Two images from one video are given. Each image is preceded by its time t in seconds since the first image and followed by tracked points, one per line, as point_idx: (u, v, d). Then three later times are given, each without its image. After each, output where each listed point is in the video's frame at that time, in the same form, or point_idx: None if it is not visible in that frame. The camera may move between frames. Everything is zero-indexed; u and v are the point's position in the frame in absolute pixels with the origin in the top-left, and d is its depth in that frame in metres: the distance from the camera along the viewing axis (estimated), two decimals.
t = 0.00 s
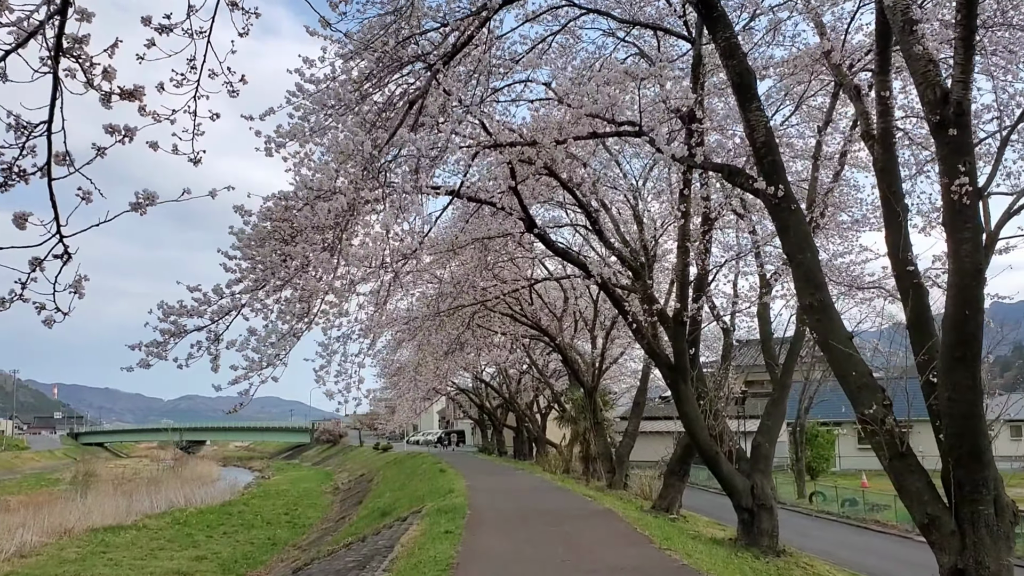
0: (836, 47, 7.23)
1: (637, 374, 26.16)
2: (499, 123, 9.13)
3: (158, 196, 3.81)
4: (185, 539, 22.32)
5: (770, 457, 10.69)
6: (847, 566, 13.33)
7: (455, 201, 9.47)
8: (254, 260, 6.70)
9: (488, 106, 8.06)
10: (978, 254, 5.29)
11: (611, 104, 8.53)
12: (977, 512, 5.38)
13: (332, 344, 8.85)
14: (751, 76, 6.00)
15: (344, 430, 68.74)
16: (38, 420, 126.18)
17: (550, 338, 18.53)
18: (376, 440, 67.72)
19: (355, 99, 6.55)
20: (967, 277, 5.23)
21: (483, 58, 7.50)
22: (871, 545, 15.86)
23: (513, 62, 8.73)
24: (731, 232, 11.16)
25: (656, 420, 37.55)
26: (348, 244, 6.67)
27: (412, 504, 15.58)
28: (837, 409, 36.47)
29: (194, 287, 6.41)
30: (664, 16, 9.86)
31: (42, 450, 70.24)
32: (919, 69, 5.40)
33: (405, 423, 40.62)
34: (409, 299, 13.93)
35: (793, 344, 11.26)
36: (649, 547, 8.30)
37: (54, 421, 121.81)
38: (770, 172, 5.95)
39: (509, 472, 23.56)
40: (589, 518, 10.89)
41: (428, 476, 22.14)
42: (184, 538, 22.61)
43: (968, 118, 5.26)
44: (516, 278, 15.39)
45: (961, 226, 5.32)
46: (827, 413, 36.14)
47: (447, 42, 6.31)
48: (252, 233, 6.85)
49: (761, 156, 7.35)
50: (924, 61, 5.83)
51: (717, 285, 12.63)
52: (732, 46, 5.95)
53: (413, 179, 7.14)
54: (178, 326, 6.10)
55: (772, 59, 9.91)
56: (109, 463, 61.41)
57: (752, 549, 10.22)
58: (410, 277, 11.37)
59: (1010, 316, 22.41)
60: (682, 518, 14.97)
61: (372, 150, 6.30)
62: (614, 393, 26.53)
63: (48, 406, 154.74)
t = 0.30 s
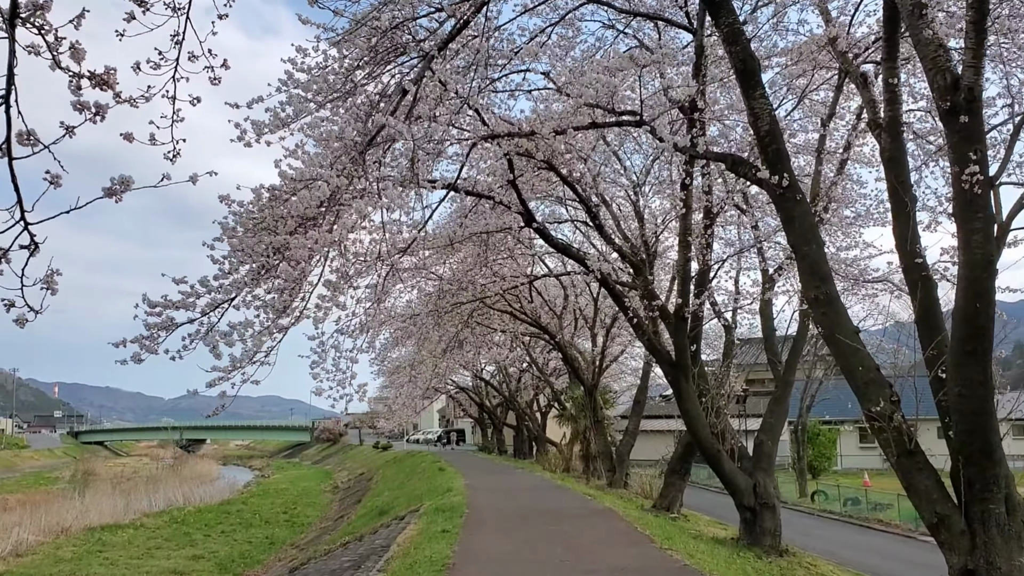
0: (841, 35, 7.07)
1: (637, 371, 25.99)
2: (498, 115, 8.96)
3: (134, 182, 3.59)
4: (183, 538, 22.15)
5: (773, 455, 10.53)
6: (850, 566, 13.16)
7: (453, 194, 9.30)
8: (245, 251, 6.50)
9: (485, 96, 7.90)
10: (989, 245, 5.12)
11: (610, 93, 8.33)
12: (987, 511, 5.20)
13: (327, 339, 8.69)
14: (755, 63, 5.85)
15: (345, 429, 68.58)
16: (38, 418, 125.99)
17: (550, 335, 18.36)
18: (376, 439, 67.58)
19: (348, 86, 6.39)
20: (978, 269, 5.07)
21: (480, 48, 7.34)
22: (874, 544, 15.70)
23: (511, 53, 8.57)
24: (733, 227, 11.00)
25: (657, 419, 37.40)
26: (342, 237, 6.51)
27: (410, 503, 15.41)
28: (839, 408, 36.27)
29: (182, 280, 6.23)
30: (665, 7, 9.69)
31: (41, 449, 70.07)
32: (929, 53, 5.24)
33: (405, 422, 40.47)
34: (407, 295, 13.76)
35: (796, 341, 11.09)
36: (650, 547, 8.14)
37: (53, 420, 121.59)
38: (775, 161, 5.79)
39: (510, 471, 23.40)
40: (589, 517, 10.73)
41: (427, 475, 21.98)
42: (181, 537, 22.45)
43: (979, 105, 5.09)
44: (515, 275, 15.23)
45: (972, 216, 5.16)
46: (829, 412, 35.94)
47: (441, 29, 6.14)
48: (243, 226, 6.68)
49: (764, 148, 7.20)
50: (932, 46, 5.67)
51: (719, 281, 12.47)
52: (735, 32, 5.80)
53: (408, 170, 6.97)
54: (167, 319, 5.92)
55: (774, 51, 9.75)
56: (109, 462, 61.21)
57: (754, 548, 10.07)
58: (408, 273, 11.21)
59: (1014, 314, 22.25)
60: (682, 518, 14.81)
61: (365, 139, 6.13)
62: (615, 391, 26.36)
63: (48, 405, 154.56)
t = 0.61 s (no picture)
0: (850, 28, 6.89)
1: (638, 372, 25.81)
2: (498, 111, 8.78)
3: (105, 176, 3.46)
4: (180, 539, 21.98)
5: (778, 457, 10.37)
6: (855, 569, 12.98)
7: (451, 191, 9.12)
8: (237, 248, 6.33)
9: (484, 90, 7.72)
10: (1006, 242, 4.95)
11: (612, 86, 8.16)
12: (1004, 517, 5.02)
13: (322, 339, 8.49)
14: (763, 54, 5.68)
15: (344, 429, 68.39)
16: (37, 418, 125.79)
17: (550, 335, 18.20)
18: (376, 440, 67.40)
19: (343, 78, 6.22)
20: (994, 267, 4.90)
21: (480, 41, 7.17)
22: (878, 547, 15.52)
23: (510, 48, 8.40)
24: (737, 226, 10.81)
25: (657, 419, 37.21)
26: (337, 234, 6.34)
27: (408, 505, 15.23)
28: (840, 407, 35.95)
29: (171, 275, 6.00)
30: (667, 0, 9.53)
31: (40, 449, 69.89)
32: (943, 44, 5.08)
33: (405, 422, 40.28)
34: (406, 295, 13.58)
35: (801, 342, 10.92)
36: (654, 552, 7.98)
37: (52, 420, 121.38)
38: (784, 156, 5.64)
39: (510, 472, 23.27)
40: (591, 520, 10.57)
41: (427, 476, 21.83)
42: (179, 538, 22.25)
43: (996, 98, 4.92)
44: (516, 274, 15.05)
45: (988, 212, 4.99)
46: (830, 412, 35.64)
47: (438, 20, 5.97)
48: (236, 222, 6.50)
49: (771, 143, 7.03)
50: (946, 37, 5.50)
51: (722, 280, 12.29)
52: (743, 23, 5.65)
53: (406, 166, 6.80)
54: (155, 317, 5.72)
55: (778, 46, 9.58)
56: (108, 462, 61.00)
57: (759, 552, 9.91)
58: (405, 272, 11.03)
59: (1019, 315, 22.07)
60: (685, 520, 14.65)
61: (360, 133, 5.97)
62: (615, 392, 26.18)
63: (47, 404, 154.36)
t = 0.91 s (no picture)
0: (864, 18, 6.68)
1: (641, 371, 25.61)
2: (501, 106, 8.59)
3: (72, 155, 3.20)
4: (179, 540, 21.77)
5: (786, 459, 10.18)
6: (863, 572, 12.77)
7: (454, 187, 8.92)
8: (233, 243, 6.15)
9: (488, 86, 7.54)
10: None
11: (620, 80, 7.95)
12: None
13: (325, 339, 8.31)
14: (777, 43, 5.52)
15: (346, 430, 68.24)
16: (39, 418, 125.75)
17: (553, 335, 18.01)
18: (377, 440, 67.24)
19: (342, 68, 6.04)
20: (1018, 262, 4.71)
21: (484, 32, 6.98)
22: (884, 549, 15.32)
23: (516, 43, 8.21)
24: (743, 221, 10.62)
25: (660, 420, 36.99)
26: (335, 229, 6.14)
27: (409, 507, 15.03)
28: (845, 407, 35.73)
29: (165, 270, 5.80)
30: None
31: (40, 449, 69.68)
32: (965, 31, 4.91)
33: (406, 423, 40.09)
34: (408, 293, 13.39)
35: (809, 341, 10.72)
36: (661, 557, 7.78)
37: (54, 420, 121.38)
38: (797, 148, 5.47)
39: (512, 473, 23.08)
40: (596, 523, 10.40)
41: (428, 476, 21.68)
42: (178, 539, 22.05)
43: (1021, 85, 4.72)
44: (519, 272, 14.85)
45: (1011, 205, 4.80)
46: (834, 412, 35.45)
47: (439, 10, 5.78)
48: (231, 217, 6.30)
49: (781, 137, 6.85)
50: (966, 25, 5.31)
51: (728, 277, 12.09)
52: (756, 10, 5.49)
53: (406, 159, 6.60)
54: (148, 314, 5.52)
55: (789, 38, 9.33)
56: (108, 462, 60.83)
57: (766, 555, 9.72)
58: (406, 270, 10.83)
59: None
60: (689, 522, 14.45)
61: (359, 126, 5.78)
62: (618, 392, 25.98)
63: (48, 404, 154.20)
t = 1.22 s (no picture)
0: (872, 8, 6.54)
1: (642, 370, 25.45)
2: (500, 99, 8.44)
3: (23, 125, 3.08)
4: (178, 540, 21.64)
5: (790, 459, 10.04)
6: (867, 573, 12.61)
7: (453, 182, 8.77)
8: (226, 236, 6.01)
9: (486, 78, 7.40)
10: None
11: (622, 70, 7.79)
12: None
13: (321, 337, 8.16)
14: (785, 31, 5.40)
15: (346, 429, 68.10)
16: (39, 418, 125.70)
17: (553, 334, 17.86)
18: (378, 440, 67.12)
19: (339, 58, 5.90)
20: None
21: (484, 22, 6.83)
22: (888, 550, 15.20)
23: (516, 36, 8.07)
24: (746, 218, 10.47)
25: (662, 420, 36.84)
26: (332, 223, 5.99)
27: (409, 507, 14.89)
28: (848, 406, 35.58)
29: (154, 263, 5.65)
30: None
31: (40, 448, 69.55)
32: (979, 18, 4.77)
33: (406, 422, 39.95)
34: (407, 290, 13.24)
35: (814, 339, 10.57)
36: (664, 558, 7.65)
37: (54, 420, 121.32)
38: (805, 139, 5.34)
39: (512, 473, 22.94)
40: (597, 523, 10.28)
41: (428, 476, 21.55)
42: (176, 539, 21.90)
43: None
44: (519, 270, 14.70)
45: None
46: (837, 411, 35.29)
47: None
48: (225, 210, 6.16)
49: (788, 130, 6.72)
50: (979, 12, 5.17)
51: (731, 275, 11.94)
52: None
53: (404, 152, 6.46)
54: (138, 308, 5.37)
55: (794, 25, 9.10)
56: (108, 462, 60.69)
57: (770, 556, 9.59)
58: (405, 266, 10.68)
59: None
60: (691, 523, 14.31)
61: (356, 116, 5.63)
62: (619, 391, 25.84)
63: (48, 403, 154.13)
